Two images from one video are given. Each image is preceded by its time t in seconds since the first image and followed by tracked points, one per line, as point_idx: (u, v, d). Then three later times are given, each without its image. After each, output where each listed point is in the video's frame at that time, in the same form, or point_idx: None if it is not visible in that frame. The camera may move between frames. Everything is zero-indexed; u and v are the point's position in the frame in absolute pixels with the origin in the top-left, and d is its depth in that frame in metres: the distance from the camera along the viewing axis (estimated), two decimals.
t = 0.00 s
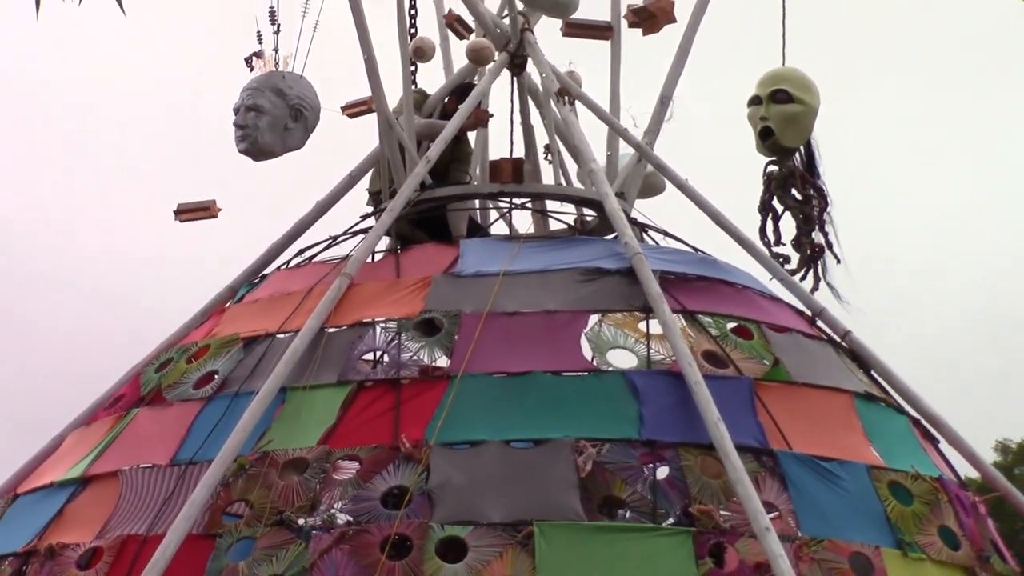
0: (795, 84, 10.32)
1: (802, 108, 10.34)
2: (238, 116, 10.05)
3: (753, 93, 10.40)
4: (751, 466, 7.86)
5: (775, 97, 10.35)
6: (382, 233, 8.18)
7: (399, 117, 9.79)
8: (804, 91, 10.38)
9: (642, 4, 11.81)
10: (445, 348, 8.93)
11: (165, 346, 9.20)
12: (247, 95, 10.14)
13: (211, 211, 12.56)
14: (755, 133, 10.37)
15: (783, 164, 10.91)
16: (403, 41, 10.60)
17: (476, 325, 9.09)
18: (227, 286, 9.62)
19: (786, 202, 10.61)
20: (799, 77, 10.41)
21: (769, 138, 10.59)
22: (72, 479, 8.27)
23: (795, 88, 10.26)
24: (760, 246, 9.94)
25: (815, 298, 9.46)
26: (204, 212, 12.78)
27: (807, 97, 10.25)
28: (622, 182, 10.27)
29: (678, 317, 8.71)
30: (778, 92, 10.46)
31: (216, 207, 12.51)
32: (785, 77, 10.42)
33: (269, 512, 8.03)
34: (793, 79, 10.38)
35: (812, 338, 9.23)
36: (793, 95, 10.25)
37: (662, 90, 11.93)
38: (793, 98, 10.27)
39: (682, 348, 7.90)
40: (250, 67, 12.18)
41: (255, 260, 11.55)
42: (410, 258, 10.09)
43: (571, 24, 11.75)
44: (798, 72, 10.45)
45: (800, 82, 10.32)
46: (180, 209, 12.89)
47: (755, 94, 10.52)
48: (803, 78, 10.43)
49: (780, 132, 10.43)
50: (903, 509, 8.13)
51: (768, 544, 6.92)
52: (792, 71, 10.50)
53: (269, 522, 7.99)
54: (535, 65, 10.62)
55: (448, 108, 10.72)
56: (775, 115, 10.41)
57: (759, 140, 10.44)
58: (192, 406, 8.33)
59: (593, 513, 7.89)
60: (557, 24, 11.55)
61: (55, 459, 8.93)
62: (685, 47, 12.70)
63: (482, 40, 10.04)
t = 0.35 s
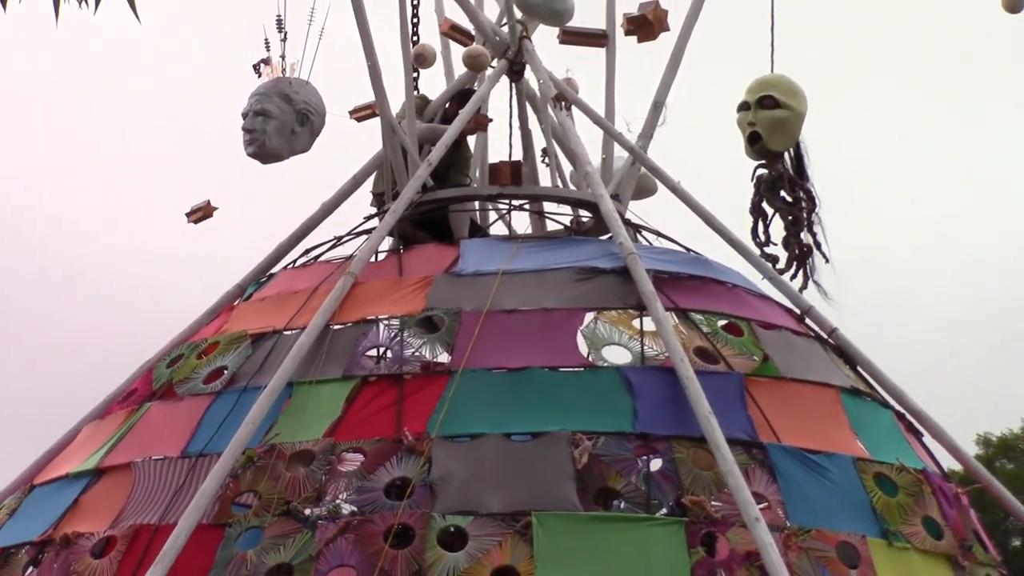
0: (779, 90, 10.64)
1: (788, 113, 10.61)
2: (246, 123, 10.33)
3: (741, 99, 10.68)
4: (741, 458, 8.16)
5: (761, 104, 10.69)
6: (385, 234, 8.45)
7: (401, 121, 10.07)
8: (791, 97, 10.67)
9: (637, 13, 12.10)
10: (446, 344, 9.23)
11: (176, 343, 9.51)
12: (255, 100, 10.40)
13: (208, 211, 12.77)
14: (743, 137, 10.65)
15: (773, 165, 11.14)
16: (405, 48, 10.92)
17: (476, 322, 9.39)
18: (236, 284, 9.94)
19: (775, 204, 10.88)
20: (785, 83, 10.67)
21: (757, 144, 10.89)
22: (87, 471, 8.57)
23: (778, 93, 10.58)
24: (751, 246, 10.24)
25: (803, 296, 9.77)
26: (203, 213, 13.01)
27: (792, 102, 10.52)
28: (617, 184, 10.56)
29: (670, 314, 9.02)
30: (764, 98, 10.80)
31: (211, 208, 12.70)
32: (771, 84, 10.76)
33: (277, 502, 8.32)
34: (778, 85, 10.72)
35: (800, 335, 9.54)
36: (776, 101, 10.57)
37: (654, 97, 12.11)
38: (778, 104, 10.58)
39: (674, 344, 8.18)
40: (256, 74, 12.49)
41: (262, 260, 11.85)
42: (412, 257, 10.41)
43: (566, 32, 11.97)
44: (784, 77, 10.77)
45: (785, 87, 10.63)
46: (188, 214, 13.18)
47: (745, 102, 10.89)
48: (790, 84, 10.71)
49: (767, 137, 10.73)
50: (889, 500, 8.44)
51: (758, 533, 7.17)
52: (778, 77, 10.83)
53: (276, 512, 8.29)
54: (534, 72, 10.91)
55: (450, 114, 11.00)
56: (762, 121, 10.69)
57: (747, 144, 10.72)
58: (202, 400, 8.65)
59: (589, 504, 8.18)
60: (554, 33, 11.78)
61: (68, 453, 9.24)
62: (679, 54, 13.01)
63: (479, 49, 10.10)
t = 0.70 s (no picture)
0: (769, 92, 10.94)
1: (777, 115, 10.87)
2: (255, 123, 10.60)
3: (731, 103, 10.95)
4: (732, 449, 8.46)
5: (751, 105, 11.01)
6: (389, 232, 8.73)
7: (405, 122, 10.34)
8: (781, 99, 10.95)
9: (633, 18, 12.38)
10: (448, 338, 9.54)
11: (187, 335, 9.84)
12: (264, 101, 10.67)
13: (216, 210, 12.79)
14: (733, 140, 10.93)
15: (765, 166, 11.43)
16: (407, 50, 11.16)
17: (476, 317, 9.69)
18: (245, 279, 10.26)
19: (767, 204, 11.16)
20: (775, 86, 10.92)
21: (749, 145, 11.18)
22: (101, 459, 8.89)
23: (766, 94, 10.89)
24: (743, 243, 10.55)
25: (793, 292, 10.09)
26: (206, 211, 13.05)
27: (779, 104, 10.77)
28: (614, 184, 10.86)
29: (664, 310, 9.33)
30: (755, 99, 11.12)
31: (214, 203, 12.65)
32: (763, 86, 11.07)
33: (284, 490, 8.63)
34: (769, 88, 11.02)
35: (789, 330, 9.86)
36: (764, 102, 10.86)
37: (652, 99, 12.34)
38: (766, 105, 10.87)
39: (668, 338, 8.46)
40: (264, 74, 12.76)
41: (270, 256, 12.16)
42: (416, 253, 10.72)
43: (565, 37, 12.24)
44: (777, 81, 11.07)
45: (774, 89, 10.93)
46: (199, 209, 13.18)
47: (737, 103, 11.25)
48: (780, 87, 10.96)
49: (757, 138, 11.01)
50: (875, 489, 8.75)
51: (748, 521, 7.44)
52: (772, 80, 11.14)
53: (283, 499, 8.59)
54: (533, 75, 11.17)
55: (451, 115, 11.28)
56: (751, 122, 10.98)
57: (738, 147, 11.00)
58: (212, 390, 8.97)
59: (585, 492, 8.47)
60: (553, 37, 12.03)
61: (83, 441, 9.56)
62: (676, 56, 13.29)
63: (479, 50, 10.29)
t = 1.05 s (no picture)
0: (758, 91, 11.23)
1: (767, 112, 11.14)
2: (264, 121, 10.87)
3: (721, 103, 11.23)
4: (725, 436, 8.77)
5: (740, 104, 11.31)
6: (393, 227, 9.01)
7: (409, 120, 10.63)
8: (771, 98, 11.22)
9: (629, 19, 12.64)
10: (450, 329, 9.86)
11: (198, 327, 10.18)
12: (272, 100, 10.96)
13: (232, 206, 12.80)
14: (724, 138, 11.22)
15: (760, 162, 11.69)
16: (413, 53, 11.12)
17: (478, 309, 10.01)
18: (254, 273, 10.60)
19: (760, 200, 11.43)
20: (764, 86, 11.15)
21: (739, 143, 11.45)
22: (115, 446, 9.22)
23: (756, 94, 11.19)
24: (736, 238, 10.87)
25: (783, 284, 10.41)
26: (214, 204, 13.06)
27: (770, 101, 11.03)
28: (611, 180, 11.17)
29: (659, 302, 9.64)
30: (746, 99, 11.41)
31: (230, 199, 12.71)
32: (755, 87, 11.38)
33: (292, 476, 8.94)
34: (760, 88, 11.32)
35: (780, 321, 10.19)
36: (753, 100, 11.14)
37: (646, 98, 12.54)
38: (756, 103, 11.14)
39: (663, 329, 8.75)
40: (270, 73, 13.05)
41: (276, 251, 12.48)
42: (419, 247, 11.04)
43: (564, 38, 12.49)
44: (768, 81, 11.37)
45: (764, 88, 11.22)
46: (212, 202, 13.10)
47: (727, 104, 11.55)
48: (770, 87, 11.18)
49: (747, 136, 11.26)
50: (862, 475, 9.07)
51: (740, 506, 7.72)
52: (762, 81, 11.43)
53: (292, 485, 8.90)
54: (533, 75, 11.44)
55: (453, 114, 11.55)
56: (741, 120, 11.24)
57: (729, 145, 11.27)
58: (223, 380, 9.31)
59: (583, 478, 8.78)
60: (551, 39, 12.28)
61: (97, 429, 9.90)
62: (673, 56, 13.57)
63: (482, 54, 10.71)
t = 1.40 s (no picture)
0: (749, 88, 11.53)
1: (756, 108, 11.41)
2: (272, 117, 11.14)
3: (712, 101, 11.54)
4: (717, 422, 9.08)
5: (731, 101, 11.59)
6: (397, 221, 9.30)
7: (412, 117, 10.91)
8: (762, 94, 11.49)
9: (626, 17, 12.92)
10: (452, 318, 10.19)
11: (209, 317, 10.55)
12: (281, 97, 11.24)
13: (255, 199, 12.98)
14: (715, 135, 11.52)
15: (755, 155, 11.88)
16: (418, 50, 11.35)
17: (478, 300, 10.33)
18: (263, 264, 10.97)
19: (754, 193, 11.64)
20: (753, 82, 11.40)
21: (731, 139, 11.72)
22: (129, 432, 9.57)
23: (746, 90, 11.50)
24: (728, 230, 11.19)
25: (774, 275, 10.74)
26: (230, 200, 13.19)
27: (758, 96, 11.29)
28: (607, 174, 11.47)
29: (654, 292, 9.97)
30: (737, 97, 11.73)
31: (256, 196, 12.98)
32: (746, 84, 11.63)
33: (300, 460, 9.26)
34: (751, 85, 11.63)
35: (771, 311, 10.52)
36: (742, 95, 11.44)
37: (641, 94, 12.77)
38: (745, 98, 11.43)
39: (658, 319, 9.04)
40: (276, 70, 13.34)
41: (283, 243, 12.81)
42: (422, 239, 11.37)
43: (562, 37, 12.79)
44: (760, 79, 11.66)
45: (754, 85, 11.51)
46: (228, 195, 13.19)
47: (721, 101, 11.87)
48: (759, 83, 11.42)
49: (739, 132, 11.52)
50: (851, 460, 9.40)
51: (732, 489, 8.01)
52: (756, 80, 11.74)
53: (299, 468, 9.22)
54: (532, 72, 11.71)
55: (456, 111, 11.83)
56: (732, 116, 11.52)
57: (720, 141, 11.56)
58: (233, 367, 9.68)
59: (580, 462, 9.09)
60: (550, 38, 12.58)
61: (111, 416, 10.25)
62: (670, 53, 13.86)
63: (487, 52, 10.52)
